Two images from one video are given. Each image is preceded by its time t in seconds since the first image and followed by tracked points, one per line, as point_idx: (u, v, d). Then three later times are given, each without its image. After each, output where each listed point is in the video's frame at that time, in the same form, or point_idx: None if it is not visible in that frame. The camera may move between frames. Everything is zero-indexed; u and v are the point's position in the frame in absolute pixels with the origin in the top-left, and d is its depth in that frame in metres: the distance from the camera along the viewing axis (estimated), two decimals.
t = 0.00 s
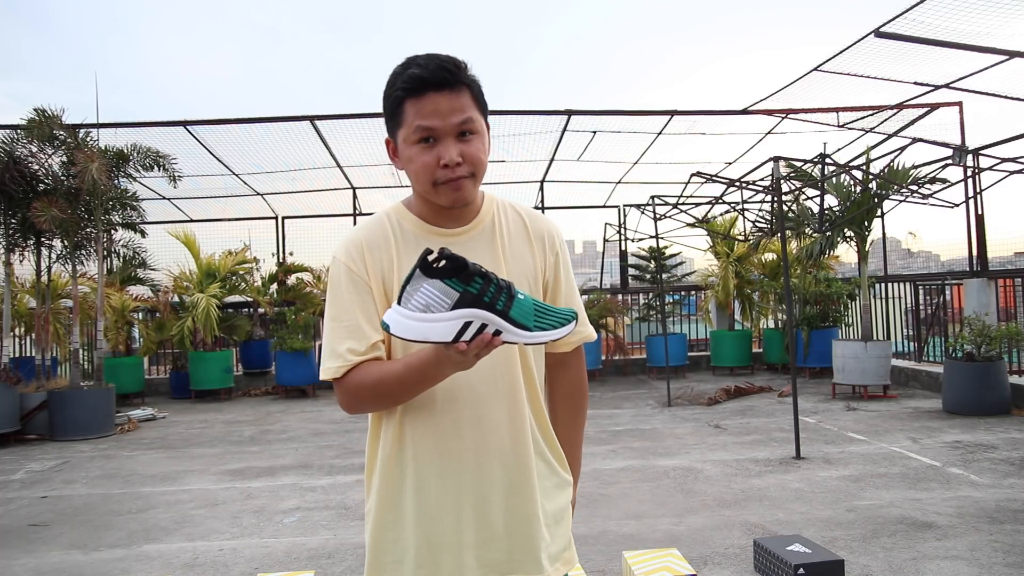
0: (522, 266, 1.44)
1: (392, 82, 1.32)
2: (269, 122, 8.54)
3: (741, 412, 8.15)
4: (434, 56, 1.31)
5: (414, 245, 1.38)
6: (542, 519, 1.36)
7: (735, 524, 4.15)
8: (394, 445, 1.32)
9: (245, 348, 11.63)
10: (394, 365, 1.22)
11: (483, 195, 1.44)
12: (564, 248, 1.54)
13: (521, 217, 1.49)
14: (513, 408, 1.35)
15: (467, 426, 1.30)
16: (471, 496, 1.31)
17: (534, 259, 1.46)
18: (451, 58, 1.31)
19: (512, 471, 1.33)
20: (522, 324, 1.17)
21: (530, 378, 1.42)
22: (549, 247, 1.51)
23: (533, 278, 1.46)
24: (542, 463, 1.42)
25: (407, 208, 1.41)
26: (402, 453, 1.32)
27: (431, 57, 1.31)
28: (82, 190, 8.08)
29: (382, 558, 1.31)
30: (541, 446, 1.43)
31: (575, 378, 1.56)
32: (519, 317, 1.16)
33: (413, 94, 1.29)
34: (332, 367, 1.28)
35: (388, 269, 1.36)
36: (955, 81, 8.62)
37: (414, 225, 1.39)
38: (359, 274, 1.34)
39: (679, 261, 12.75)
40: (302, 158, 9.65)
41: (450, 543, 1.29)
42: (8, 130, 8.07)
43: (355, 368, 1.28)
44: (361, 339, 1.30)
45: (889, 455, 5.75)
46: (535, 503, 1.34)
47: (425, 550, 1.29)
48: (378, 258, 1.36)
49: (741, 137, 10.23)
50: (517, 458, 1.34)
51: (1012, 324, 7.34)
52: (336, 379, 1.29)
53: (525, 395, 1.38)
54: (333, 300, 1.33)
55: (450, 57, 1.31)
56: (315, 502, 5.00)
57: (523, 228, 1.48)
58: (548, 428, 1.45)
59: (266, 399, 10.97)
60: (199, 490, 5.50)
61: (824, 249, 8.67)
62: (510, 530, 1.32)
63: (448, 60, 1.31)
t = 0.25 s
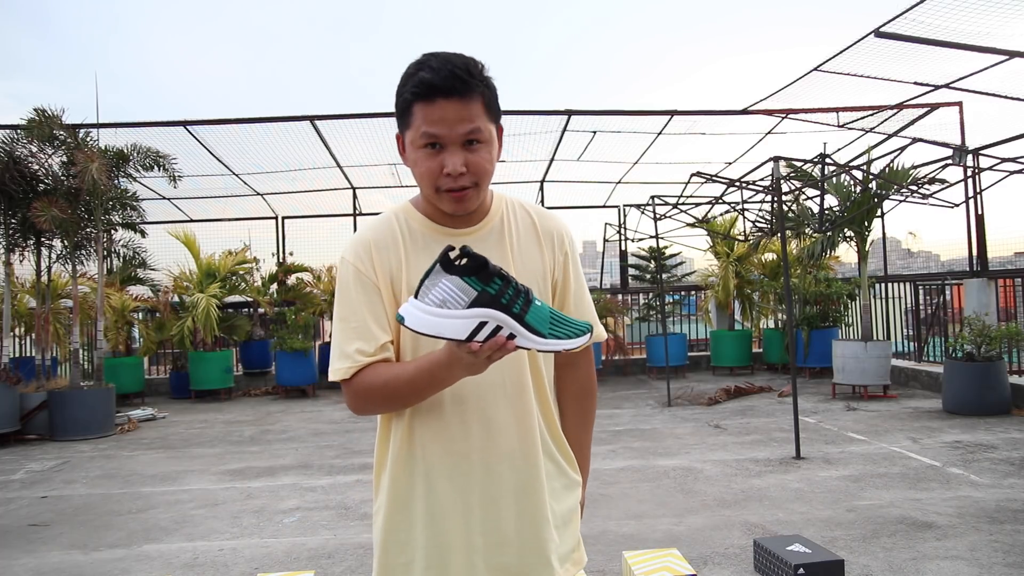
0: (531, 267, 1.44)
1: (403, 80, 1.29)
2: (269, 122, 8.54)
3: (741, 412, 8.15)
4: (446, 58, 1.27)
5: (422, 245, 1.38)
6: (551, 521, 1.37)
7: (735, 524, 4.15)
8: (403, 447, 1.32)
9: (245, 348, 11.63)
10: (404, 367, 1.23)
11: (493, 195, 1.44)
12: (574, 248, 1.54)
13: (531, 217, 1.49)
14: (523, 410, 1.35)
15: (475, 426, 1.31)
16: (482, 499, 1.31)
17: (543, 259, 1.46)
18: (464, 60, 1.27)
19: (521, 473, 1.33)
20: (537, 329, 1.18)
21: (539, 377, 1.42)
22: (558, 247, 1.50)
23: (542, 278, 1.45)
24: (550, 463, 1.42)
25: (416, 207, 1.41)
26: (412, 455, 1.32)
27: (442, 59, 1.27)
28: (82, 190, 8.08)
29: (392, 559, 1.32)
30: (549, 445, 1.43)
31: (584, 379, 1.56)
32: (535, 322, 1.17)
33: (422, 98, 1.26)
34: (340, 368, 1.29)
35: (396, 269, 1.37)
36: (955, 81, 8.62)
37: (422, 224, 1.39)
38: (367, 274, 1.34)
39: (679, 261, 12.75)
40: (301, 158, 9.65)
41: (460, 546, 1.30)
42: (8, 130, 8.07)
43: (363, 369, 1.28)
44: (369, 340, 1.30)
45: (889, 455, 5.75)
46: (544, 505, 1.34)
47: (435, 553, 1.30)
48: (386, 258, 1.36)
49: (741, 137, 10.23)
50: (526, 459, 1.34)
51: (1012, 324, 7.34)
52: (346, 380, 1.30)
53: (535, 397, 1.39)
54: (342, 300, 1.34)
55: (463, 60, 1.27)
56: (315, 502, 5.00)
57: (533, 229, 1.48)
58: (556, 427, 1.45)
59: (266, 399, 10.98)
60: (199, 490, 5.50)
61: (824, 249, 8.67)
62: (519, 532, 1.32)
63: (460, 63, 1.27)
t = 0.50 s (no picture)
0: (535, 270, 1.44)
1: (410, 86, 1.28)
2: (269, 122, 8.54)
3: (741, 412, 8.15)
4: (455, 66, 1.26)
5: (426, 248, 1.38)
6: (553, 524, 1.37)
7: (735, 524, 4.15)
8: (406, 449, 1.33)
9: (245, 348, 11.63)
10: (409, 373, 1.23)
11: (498, 197, 1.44)
12: (580, 250, 1.54)
13: (536, 219, 1.48)
14: (525, 412, 1.35)
15: (478, 429, 1.31)
16: (483, 501, 1.31)
17: (547, 261, 1.46)
18: (473, 68, 1.26)
19: (522, 476, 1.33)
20: (540, 342, 1.17)
21: (542, 381, 1.42)
22: (563, 249, 1.50)
23: (546, 281, 1.46)
24: (552, 466, 1.42)
25: (421, 208, 1.40)
26: (414, 457, 1.33)
27: (452, 67, 1.25)
28: (82, 190, 8.08)
29: (394, 558, 1.33)
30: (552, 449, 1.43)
31: (588, 379, 1.55)
32: (537, 336, 1.16)
33: (429, 105, 1.25)
34: (344, 369, 1.29)
35: (400, 271, 1.37)
36: (955, 81, 8.62)
37: (427, 226, 1.39)
38: (371, 276, 1.34)
39: (679, 261, 12.74)
40: (302, 158, 9.65)
41: (461, 547, 1.30)
42: (9, 131, 8.08)
43: (367, 373, 1.29)
44: (374, 342, 1.31)
45: (889, 455, 5.75)
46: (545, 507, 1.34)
47: (436, 554, 1.30)
48: (390, 260, 1.37)
49: (741, 137, 10.23)
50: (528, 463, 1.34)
51: (1012, 324, 7.34)
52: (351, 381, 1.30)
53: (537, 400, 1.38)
54: (344, 300, 1.34)
55: (472, 67, 1.26)
56: (315, 502, 5.00)
57: (538, 232, 1.48)
58: (560, 432, 1.45)
59: (266, 399, 10.98)
60: (199, 490, 5.50)
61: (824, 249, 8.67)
62: (521, 535, 1.32)
63: (469, 71, 1.26)
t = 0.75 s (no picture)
0: (533, 268, 1.44)
1: (408, 87, 1.28)
2: (269, 122, 8.54)
3: (741, 412, 8.15)
4: (453, 67, 1.25)
5: (426, 247, 1.38)
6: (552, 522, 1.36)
7: (735, 524, 4.15)
8: (406, 448, 1.33)
9: (245, 348, 11.63)
10: (405, 376, 1.23)
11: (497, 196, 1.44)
12: (579, 250, 1.53)
13: (535, 219, 1.48)
14: (524, 412, 1.35)
15: (478, 429, 1.31)
16: (484, 499, 1.31)
17: (547, 260, 1.46)
18: (470, 69, 1.26)
19: (521, 476, 1.33)
20: (525, 357, 1.16)
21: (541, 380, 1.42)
22: (562, 248, 1.50)
23: (545, 279, 1.46)
24: (553, 465, 1.42)
25: (420, 207, 1.40)
26: (415, 456, 1.33)
27: (449, 68, 1.25)
28: (82, 190, 8.09)
29: (394, 557, 1.33)
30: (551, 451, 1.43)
31: (601, 377, 1.51)
32: (523, 351, 1.16)
33: (427, 106, 1.25)
34: (344, 367, 1.29)
35: (400, 269, 1.37)
36: (955, 81, 8.62)
37: (426, 226, 1.39)
38: (371, 274, 1.35)
39: (679, 261, 12.74)
40: (302, 158, 9.65)
41: (462, 546, 1.30)
42: (9, 131, 8.08)
43: (364, 371, 1.29)
44: (373, 339, 1.31)
45: (889, 455, 5.75)
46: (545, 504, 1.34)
47: (437, 553, 1.30)
48: (390, 258, 1.37)
49: (741, 137, 10.23)
50: (528, 463, 1.34)
51: (1012, 324, 7.34)
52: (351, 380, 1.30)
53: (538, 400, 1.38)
54: (345, 299, 1.35)
55: (469, 68, 1.26)
56: (315, 502, 5.00)
57: (537, 231, 1.47)
58: (559, 434, 1.45)
59: (266, 399, 10.98)
60: (199, 491, 5.50)
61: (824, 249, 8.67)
62: (522, 532, 1.32)
63: (466, 72, 1.26)
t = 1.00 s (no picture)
0: (532, 265, 1.44)
1: (407, 88, 1.28)
2: (269, 121, 8.54)
3: (741, 412, 8.15)
4: (451, 66, 1.26)
5: (425, 245, 1.39)
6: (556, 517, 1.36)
7: (735, 524, 4.15)
8: (408, 446, 1.33)
9: (245, 348, 11.63)
10: (399, 380, 1.23)
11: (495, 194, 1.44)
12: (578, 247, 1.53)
13: (533, 217, 1.49)
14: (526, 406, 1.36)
15: (480, 424, 1.32)
16: (487, 494, 1.31)
17: (544, 255, 1.45)
18: (468, 69, 1.26)
19: (523, 471, 1.33)
20: (506, 376, 1.14)
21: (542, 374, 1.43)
22: (560, 242, 1.49)
23: (543, 276, 1.45)
24: (555, 461, 1.42)
25: (419, 206, 1.41)
26: (416, 454, 1.33)
27: (448, 68, 1.25)
28: (82, 190, 8.09)
29: (398, 556, 1.32)
30: (553, 448, 1.43)
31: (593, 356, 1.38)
32: (506, 368, 1.14)
33: (426, 105, 1.25)
34: (343, 364, 1.29)
35: (399, 267, 1.37)
36: (955, 81, 8.61)
37: (426, 224, 1.39)
38: (371, 272, 1.35)
39: (679, 261, 12.74)
40: (302, 158, 9.65)
41: (467, 542, 1.30)
42: (8, 131, 8.08)
43: (363, 370, 1.28)
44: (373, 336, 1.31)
45: (889, 455, 5.75)
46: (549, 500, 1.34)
47: (442, 549, 1.30)
48: (390, 255, 1.37)
49: (741, 137, 10.23)
50: (530, 458, 1.34)
51: (1012, 324, 7.34)
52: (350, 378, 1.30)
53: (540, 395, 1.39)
54: (345, 297, 1.35)
55: (467, 68, 1.26)
56: (315, 502, 5.00)
57: (535, 230, 1.47)
58: (560, 431, 1.45)
59: (267, 399, 10.98)
60: (199, 491, 5.50)
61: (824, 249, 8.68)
62: (527, 527, 1.32)
63: (465, 72, 1.26)
